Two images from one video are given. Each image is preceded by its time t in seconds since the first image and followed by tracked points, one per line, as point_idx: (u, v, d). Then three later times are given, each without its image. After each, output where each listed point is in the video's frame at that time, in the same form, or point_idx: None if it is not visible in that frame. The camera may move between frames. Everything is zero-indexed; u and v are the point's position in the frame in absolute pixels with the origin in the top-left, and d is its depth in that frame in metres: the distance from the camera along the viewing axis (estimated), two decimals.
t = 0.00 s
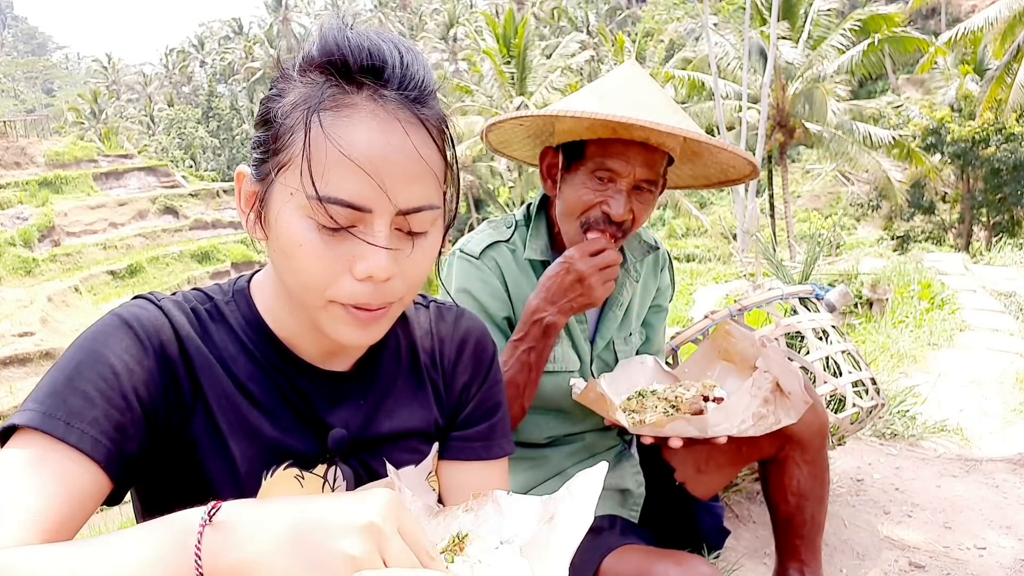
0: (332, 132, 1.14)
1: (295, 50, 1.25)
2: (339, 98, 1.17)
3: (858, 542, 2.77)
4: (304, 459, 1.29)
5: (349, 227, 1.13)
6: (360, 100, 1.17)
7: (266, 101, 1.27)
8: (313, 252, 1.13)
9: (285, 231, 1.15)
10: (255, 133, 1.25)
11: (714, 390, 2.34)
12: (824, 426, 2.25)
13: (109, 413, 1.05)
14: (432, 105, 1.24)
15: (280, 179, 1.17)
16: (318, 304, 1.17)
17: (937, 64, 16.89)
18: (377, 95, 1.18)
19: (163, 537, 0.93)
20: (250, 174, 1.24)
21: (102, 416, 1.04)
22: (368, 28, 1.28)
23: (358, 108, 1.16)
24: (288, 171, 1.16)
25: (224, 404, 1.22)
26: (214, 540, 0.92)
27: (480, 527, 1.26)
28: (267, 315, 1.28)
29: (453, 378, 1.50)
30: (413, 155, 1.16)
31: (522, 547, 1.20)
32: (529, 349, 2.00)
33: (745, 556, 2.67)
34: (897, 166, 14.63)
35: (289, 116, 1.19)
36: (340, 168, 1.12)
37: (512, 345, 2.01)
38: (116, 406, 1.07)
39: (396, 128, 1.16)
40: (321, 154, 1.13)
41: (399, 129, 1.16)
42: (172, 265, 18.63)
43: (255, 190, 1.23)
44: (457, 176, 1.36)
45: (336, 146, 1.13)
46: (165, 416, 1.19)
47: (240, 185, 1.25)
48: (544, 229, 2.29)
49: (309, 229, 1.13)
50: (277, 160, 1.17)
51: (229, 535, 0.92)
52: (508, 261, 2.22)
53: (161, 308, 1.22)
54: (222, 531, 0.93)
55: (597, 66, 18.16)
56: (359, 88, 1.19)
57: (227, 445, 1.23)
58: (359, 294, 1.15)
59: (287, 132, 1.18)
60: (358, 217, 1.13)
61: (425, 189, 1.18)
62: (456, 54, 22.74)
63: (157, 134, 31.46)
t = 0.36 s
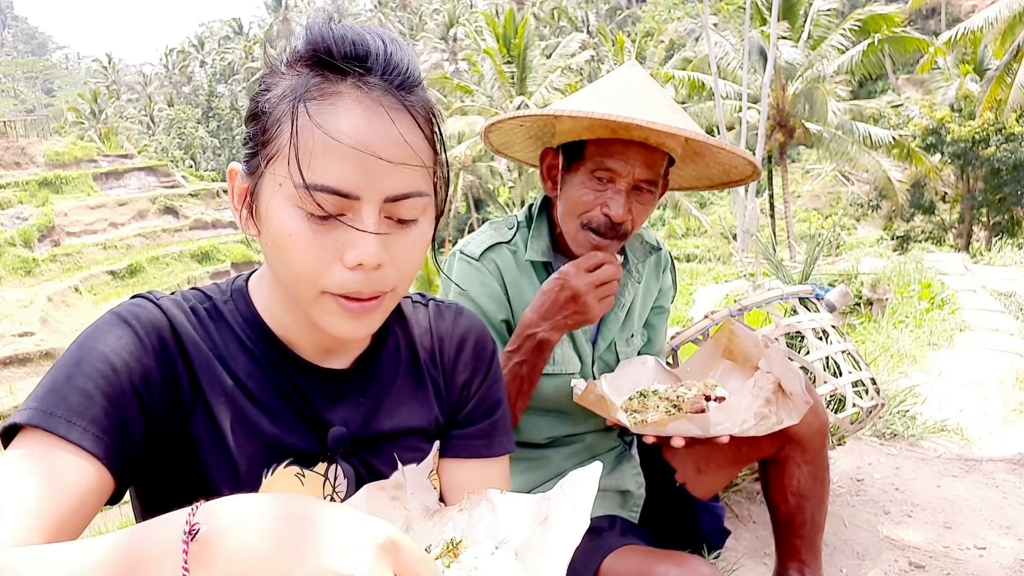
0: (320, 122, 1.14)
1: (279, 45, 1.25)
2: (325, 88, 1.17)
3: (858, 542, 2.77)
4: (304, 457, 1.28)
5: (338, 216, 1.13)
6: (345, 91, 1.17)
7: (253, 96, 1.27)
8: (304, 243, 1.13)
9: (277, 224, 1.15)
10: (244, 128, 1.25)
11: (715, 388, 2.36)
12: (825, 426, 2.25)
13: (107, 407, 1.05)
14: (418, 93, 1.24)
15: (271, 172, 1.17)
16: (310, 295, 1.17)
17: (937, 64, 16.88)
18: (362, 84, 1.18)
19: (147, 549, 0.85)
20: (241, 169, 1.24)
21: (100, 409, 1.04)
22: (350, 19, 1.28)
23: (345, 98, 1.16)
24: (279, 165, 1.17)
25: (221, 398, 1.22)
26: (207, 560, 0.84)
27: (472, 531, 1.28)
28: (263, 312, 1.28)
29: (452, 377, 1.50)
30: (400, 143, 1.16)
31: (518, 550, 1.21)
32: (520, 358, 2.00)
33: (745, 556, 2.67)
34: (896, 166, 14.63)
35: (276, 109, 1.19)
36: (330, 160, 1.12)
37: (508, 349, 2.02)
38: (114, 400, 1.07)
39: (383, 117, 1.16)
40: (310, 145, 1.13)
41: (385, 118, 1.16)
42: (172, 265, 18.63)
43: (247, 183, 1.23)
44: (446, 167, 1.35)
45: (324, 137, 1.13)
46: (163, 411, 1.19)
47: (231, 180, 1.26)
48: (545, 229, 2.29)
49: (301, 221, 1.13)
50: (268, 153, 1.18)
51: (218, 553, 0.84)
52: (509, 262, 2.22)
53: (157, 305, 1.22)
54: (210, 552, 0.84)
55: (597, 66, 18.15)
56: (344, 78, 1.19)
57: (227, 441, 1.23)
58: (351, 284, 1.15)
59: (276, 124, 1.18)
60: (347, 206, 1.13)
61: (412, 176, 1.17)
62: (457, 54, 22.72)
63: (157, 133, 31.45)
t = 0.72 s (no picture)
0: (312, 123, 1.14)
1: (270, 42, 1.24)
2: (319, 90, 1.17)
3: (858, 542, 2.76)
4: (304, 452, 1.27)
5: (333, 217, 1.13)
6: (338, 90, 1.17)
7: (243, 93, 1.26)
8: (299, 242, 1.13)
9: (271, 224, 1.15)
10: (234, 125, 1.24)
11: (725, 393, 2.37)
12: (825, 425, 2.25)
13: (105, 413, 1.06)
14: (411, 93, 1.24)
15: (263, 171, 1.17)
16: (305, 293, 1.17)
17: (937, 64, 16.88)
18: (356, 85, 1.18)
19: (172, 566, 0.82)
20: (232, 166, 1.23)
21: (100, 415, 1.04)
22: (342, 16, 1.27)
23: (337, 97, 1.16)
24: (272, 165, 1.16)
25: (217, 396, 1.21)
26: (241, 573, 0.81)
27: (486, 557, 1.25)
28: (258, 309, 1.28)
29: (451, 373, 1.50)
30: (394, 143, 1.16)
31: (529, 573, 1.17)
32: (533, 383, 2.00)
33: (745, 556, 2.67)
34: (896, 166, 14.63)
35: (268, 110, 1.19)
36: (325, 161, 1.12)
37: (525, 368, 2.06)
38: (113, 405, 1.07)
39: (378, 118, 1.16)
40: (303, 145, 1.13)
41: (381, 120, 1.16)
42: (172, 265, 18.64)
43: (238, 180, 1.22)
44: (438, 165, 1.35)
45: (318, 137, 1.13)
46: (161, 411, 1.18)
47: (221, 176, 1.25)
48: (544, 230, 2.29)
49: (297, 224, 1.13)
50: (260, 154, 1.17)
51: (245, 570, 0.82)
52: (507, 263, 2.21)
53: (151, 308, 1.21)
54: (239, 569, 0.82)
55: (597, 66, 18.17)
56: (337, 78, 1.18)
57: (225, 439, 1.21)
58: (347, 284, 1.15)
59: (268, 124, 1.17)
60: (341, 207, 1.13)
61: (407, 174, 1.18)
62: (456, 54, 22.75)
63: (157, 134, 31.46)
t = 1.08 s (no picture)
0: (322, 121, 1.14)
1: (274, 39, 1.23)
2: (326, 88, 1.17)
3: (858, 542, 2.76)
4: (307, 450, 1.27)
5: (343, 214, 1.14)
6: (344, 88, 1.17)
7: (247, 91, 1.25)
8: (310, 240, 1.13)
9: (280, 222, 1.14)
10: (238, 124, 1.23)
11: (731, 397, 2.34)
12: (826, 426, 2.25)
13: (116, 419, 1.06)
14: (415, 89, 1.25)
15: (270, 169, 1.16)
16: (315, 292, 1.17)
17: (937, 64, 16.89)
18: (362, 83, 1.19)
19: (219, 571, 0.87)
20: (235, 164, 1.22)
21: (110, 422, 1.05)
22: (347, 16, 1.26)
23: (345, 95, 1.16)
24: (280, 163, 1.16)
25: (222, 396, 1.21)
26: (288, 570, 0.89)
27: (503, 555, 1.26)
28: (259, 310, 1.28)
29: (451, 370, 1.52)
30: (402, 140, 1.17)
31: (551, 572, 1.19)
32: (554, 384, 2.00)
33: (746, 556, 2.67)
34: (896, 166, 14.63)
35: (274, 108, 1.18)
36: (334, 160, 1.13)
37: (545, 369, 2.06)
38: (122, 410, 1.07)
39: (386, 116, 1.17)
40: (312, 142, 1.13)
41: (388, 117, 1.17)
42: (172, 265, 18.63)
43: (242, 179, 1.21)
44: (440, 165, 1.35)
45: (328, 135, 1.13)
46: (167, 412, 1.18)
47: (224, 175, 1.24)
48: (547, 230, 2.29)
49: (305, 219, 1.13)
50: (267, 153, 1.17)
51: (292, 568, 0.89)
52: (510, 262, 2.21)
53: (153, 310, 1.21)
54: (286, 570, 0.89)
55: (597, 66, 18.16)
56: (344, 76, 1.19)
57: (230, 439, 1.21)
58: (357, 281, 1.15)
59: (274, 123, 1.17)
60: (352, 204, 1.14)
61: (412, 172, 1.19)
62: (457, 54, 22.75)
63: (157, 133, 31.46)
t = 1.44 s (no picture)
0: (320, 109, 1.14)
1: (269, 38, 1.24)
2: (321, 77, 1.17)
3: (858, 542, 2.76)
4: (307, 453, 1.27)
5: (343, 204, 1.14)
6: (339, 78, 1.18)
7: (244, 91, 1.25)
8: (310, 232, 1.12)
9: (280, 214, 1.14)
10: (236, 124, 1.23)
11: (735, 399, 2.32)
12: (826, 427, 2.26)
13: (119, 421, 1.06)
14: (409, 79, 1.25)
15: (270, 162, 1.16)
16: (317, 283, 1.15)
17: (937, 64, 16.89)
18: (357, 72, 1.19)
19: None
20: (235, 163, 1.22)
21: (111, 423, 1.05)
22: (343, 11, 1.27)
23: (341, 84, 1.17)
24: (280, 156, 1.15)
25: (225, 395, 1.21)
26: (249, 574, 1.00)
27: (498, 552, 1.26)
28: (262, 310, 1.28)
29: (454, 374, 1.52)
30: (400, 128, 1.17)
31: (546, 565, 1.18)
32: (547, 385, 2.00)
33: (745, 556, 2.67)
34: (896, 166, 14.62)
35: (271, 102, 1.18)
36: (332, 149, 1.13)
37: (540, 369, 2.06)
38: (124, 414, 1.07)
39: (382, 103, 1.17)
40: (310, 132, 1.13)
41: (384, 103, 1.17)
42: (172, 265, 18.63)
43: (243, 178, 1.21)
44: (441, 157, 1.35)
45: (324, 124, 1.13)
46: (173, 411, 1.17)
47: (224, 175, 1.23)
48: (545, 231, 2.29)
49: (306, 210, 1.13)
50: (266, 146, 1.16)
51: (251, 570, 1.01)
52: (508, 262, 2.21)
53: (154, 309, 1.21)
54: None
55: (596, 67, 18.18)
56: (338, 67, 1.19)
57: (232, 442, 1.21)
58: (359, 271, 1.14)
59: (273, 116, 1.17)
60: (351, 193, 1.14)
61: (412, 156, 1.19)
62: (457, 54, 22.74)
63: (157, 133, 31.46)
